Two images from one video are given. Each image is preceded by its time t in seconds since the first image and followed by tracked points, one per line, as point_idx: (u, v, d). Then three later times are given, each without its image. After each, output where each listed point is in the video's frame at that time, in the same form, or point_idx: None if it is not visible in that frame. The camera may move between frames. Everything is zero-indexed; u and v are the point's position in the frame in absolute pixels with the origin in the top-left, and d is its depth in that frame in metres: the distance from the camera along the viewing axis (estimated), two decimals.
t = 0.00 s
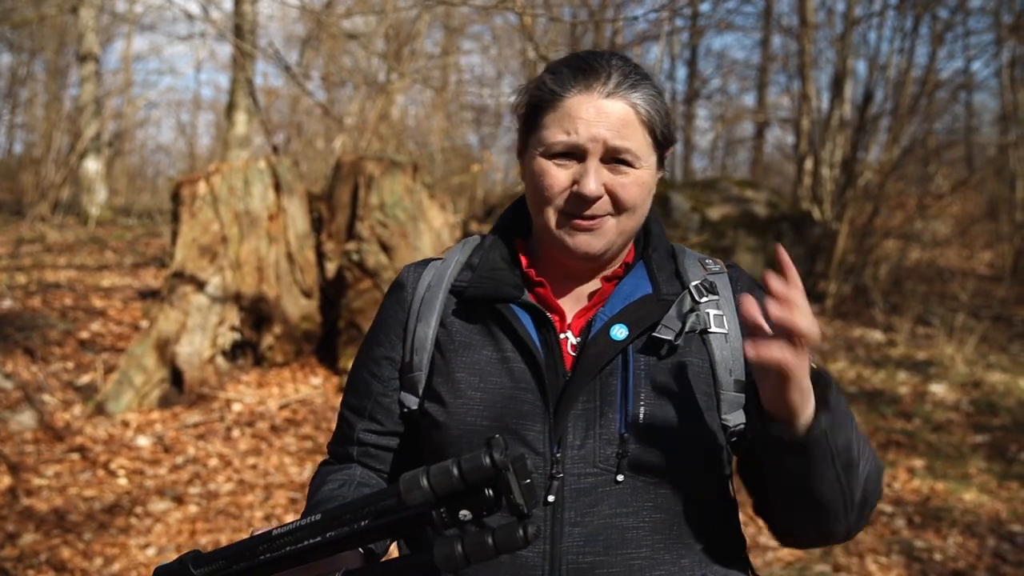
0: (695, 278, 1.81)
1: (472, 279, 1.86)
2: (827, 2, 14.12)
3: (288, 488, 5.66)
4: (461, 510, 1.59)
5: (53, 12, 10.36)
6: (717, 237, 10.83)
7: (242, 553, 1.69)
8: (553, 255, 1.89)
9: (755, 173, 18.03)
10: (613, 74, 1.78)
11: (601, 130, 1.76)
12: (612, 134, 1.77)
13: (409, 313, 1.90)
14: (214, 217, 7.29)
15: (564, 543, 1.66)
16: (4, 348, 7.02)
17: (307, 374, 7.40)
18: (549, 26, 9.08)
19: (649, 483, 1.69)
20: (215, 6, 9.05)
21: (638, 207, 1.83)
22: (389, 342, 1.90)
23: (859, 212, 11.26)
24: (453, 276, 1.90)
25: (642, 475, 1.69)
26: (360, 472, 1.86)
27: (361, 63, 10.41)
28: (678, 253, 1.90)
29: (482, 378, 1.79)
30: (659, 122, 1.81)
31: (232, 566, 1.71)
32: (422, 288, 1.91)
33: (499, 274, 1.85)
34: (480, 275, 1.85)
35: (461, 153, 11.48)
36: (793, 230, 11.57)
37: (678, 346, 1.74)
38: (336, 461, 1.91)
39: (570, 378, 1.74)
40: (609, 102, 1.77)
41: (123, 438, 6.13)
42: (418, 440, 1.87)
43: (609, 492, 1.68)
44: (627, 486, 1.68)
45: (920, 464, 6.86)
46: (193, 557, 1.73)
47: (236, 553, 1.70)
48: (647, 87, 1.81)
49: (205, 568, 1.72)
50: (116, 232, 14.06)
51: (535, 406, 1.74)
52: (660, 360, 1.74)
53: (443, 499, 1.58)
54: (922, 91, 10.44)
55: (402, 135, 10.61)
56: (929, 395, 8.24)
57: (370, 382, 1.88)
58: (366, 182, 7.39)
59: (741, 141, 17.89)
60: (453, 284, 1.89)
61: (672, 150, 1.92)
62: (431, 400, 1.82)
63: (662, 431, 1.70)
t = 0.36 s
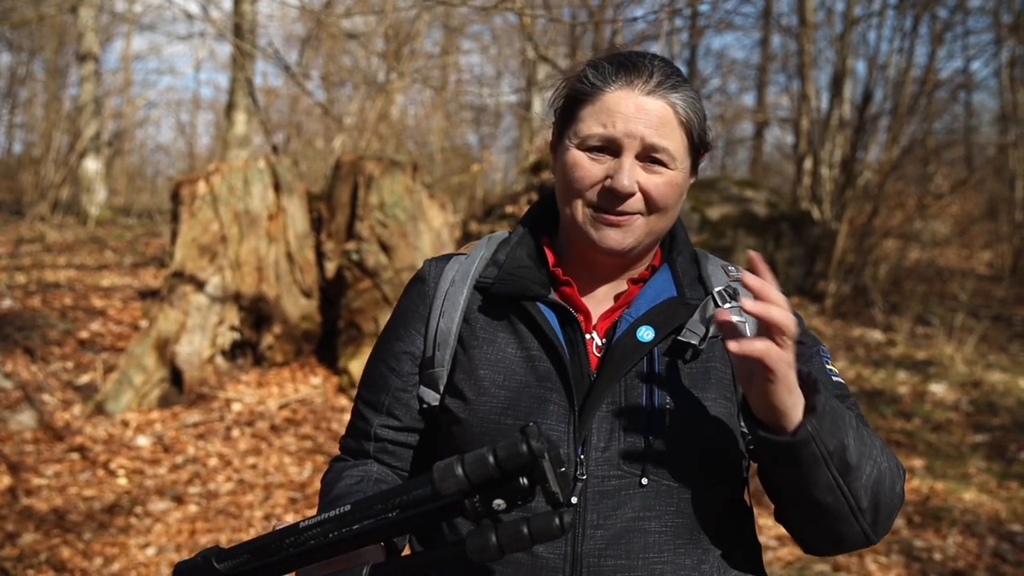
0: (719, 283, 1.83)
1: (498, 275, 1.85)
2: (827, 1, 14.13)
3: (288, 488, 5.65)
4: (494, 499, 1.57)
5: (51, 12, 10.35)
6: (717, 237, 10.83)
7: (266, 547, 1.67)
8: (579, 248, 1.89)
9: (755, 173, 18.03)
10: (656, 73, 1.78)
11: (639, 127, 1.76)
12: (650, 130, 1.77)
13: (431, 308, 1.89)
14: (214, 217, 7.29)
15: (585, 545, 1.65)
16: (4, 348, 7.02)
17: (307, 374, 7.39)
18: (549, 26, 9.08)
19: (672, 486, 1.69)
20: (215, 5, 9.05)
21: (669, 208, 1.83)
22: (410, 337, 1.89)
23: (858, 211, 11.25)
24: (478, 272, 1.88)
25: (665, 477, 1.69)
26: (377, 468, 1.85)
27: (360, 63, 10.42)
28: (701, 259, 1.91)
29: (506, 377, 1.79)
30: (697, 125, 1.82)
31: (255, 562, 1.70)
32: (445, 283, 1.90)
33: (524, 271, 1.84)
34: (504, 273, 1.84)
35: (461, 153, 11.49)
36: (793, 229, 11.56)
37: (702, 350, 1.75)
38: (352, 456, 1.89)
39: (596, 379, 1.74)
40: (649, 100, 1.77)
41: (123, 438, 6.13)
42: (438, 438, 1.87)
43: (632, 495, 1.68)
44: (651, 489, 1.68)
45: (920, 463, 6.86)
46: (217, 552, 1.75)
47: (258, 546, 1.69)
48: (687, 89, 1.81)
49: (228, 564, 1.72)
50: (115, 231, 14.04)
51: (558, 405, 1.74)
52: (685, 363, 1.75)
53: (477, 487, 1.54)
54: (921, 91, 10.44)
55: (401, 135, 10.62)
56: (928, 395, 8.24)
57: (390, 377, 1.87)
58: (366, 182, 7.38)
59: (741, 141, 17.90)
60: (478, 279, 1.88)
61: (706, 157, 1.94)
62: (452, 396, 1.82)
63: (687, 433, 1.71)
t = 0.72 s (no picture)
0: (722, 281, 1.82)
1: (495, 278, 1.85)
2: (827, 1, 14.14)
3: (288, 488, 5.65)
4: (512, 514, 1.55)
5: (51, 11, 10.35)
6: (717, 236, 10.83)
7: (278, 555, 1.66)
8: (576, 248, 1.88)
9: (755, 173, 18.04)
10: (647, 67, 1.83)
11: (630, 117, 1.79)
12: (641, 121, 1.79)
13: (430, 311, 1.89)
14: (214, 217, 7.29)
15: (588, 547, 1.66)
16: (3, 348, 7.01)
17: (307, 374, 7.38)
18: (548, 25, 9.08)
19: (676, 487, 1.68)
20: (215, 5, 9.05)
21: (663, 203, 1.84)
22: (409, 341, 1.88)
23: (858, 211, 11.25)
24: (476, 275, 1.89)
25: (667, 478, 1.68)
26: (381, 475, 1.85)
27: (360, 62, 10.42)
28: (704, 256, 1.91)
29: (505, 377, 1.78)
30: (689, 118, 1.84)
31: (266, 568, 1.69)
32: (443, 286, 1.90)
33: (522, 273, 1.85)
34: (502, 275, 1.85)
35: (460, 153, 11.50)
36: (793, 229, 11.56)
37: (705, 348, 1.75)
38: (355, 463, 1.89)
39: (596, 379, 1.74)
40: (641, 94, 1.81)
41: (123, 438, 6.13)
42: (440, 443, 1.87)
43: (634, 496, 1.67)
44: (653, 489, 1.68)
45: (920, 463, 6.86)
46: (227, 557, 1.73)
47: (272, 553, 1.68)
48: (679, 85, 1.84)
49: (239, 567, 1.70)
50: (115, 231, 14.03)
51: (558, 406, 1.74)
52: (687, 361, 1.75)
53: (497, 501, 1.52)
54: (921, 91, 10.44)
55: (401, 135, 10.63)
56: (928, 395, 8.24)
57: (390, 382, 1.87)
58: (366, 182, 7.38)
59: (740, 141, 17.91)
60: (475, 282, 1.89)
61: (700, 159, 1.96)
62: (452, 399, 1.82)
63: (689, 431, 1.70)
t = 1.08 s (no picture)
0: (710, 276, 1.82)
1: (482, 279, 1.84)
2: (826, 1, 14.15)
3: (287, 487, 5.65)
4: None
5: (49, 10, 10.36)
6: (716, 236, 10.83)
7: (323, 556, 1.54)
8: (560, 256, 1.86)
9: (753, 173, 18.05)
10: (616, 71, 1.74)
11: (600, 130, 1.72)
12: (610, 133, 1.73)
13: (419, 313, 1.89)
14: (213, 216, 7.28)
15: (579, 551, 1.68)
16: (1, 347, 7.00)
17: (306, 373, 7.38)
18: (547, 25, 9.08)
19: (663, 488, 1.70)
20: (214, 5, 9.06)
21: (640, 209, 1.80)
22: (399, 342, 1.88)
23: (857, 211, 11.25)
24: (464, 276, 1.88)
25: (654, 478, 1.69)
26: (378, 477, 1.87)
27: (359, 62, 10.42)
28: (692, 251, 1.90)
29: (493, 379, 1.78)
30: (665, 119, 1.77)
31: (306, 561, 1.57)
32: (431, 287, 1.89)
33: (510, 273, 1.83)
34: (491, 275, 1.84)
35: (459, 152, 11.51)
36: (792, 229, 11.56)
37: (692, 346, 1.74)
38: (348, 466, 1.90)
39: (582, 379, 1.74)
40: (610, 102, 1.72)
41: (122, 438, 6.13)
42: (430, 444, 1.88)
43: (621, 497, 1.69)
44: (641, 490, 1.69)
45: (919, 462, 6.86)
46: (266, 535, 1.59)
47: (319, 550, 1.56)
48: (651, 83, 1.76)
49: (281, 553, 1.56)
50: (114, 231, 14.02)
51: (546, 408, 1.73)
52: (674, 360, 1.74)
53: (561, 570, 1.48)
54: (919, 91, 10.45)
55: (400, 135, 10.64)
56: (927, 394, 8.24)
57: (381, 386, 1.87)
58: (365, 181, 7.37)
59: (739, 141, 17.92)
60: (463, 282, 1.88)
61: (683, 146, 1.89)
62: (441, 402, 1.82)
63: (677, 432, 1.70)
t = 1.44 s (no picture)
0: (704, 276, 1.81)
1: (474, 277, 1.84)
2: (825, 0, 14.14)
3: (285, 486, 5.64)
4: None
5: (48, 9, 10.35)
6: (715, 235, 10.84)
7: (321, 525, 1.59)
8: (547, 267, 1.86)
9: (752, 172, 18.06)
10: (598, 90, 1.71)
11: (579, 155, 1.69)
12: (589, 158, 1.70)
13: (411, 310, 1.89)
14: (211, 216, 7.26)
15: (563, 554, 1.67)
16: None
17: (304, 373, 7.38)
18: (547, 23, 9.07)
19: (651, 490, 1.69)
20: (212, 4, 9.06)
21: (623, 229, 1.78)
22: (391, 339, 1.89)
23: (856, 210, 11.23)
24: (456, 274, 1.89)
25: (642, 481, 1.69)
26: (368, 471, 1.88)
27: (358, 61, 10.43)
28: (687, 249, 1.90)
29: (483, 378, 1.78)
30: (648, 140, 1.74)
31: (304, 529, 1.62)
32: (424, 285, 1.90)
33: (502, 271, 1.83)
34: (482, 273, 1.84)
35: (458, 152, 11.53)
36: (791, 228, 11.56)
37: (683, 348, 1.73)
38: (339, 458, 1.91)
39: (571, 379, 1.73)
40: (591, 125, 1.69)
41: (120, 437, 6.12)
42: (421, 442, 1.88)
43: (608, 498, 1.68)
44: (627, 493, 1.68)
45: (917, 461, 6.86)
46: (266, 500, 1.64)
47: (316, 519, 1.61)
48: (635, 104, 1.73)
49: (277, 518, 1.61)
50: (113, 230, 14.03)
51: (534, 409, 1.73)
52: (664, 362, 1.74)
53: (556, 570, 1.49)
54: (919, 91, 10.44)
55: (399, 134, 10.65)
56: (926, 393, 8.24)
57: (372, 382, 1.88)
58: (363, 180, 7.36)
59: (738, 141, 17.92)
60: (456, 280, 1.88)
61: (674, 154, 1.86)
62: (431, 400, 1.82)
63: (666, 434, 1.70)
